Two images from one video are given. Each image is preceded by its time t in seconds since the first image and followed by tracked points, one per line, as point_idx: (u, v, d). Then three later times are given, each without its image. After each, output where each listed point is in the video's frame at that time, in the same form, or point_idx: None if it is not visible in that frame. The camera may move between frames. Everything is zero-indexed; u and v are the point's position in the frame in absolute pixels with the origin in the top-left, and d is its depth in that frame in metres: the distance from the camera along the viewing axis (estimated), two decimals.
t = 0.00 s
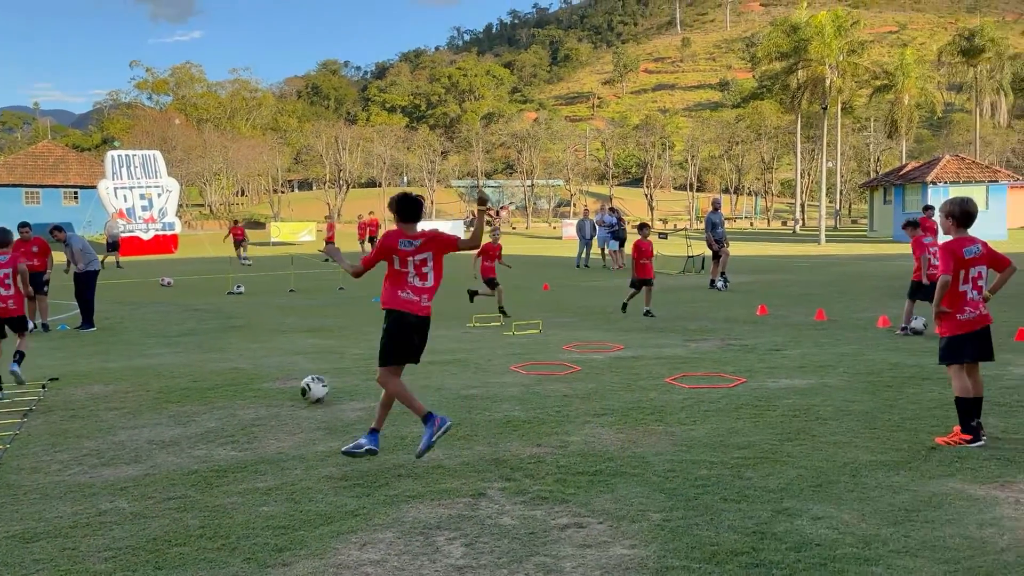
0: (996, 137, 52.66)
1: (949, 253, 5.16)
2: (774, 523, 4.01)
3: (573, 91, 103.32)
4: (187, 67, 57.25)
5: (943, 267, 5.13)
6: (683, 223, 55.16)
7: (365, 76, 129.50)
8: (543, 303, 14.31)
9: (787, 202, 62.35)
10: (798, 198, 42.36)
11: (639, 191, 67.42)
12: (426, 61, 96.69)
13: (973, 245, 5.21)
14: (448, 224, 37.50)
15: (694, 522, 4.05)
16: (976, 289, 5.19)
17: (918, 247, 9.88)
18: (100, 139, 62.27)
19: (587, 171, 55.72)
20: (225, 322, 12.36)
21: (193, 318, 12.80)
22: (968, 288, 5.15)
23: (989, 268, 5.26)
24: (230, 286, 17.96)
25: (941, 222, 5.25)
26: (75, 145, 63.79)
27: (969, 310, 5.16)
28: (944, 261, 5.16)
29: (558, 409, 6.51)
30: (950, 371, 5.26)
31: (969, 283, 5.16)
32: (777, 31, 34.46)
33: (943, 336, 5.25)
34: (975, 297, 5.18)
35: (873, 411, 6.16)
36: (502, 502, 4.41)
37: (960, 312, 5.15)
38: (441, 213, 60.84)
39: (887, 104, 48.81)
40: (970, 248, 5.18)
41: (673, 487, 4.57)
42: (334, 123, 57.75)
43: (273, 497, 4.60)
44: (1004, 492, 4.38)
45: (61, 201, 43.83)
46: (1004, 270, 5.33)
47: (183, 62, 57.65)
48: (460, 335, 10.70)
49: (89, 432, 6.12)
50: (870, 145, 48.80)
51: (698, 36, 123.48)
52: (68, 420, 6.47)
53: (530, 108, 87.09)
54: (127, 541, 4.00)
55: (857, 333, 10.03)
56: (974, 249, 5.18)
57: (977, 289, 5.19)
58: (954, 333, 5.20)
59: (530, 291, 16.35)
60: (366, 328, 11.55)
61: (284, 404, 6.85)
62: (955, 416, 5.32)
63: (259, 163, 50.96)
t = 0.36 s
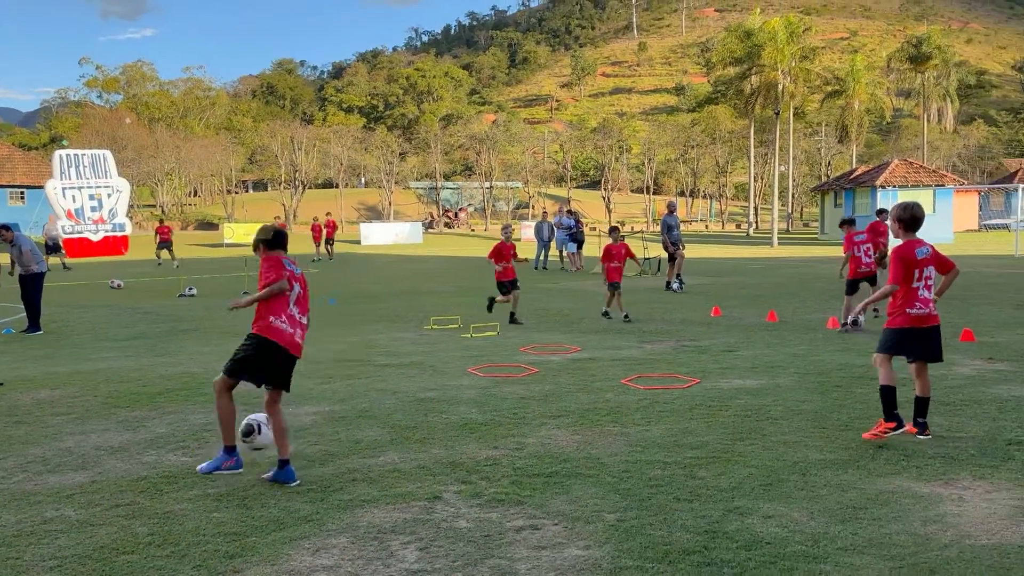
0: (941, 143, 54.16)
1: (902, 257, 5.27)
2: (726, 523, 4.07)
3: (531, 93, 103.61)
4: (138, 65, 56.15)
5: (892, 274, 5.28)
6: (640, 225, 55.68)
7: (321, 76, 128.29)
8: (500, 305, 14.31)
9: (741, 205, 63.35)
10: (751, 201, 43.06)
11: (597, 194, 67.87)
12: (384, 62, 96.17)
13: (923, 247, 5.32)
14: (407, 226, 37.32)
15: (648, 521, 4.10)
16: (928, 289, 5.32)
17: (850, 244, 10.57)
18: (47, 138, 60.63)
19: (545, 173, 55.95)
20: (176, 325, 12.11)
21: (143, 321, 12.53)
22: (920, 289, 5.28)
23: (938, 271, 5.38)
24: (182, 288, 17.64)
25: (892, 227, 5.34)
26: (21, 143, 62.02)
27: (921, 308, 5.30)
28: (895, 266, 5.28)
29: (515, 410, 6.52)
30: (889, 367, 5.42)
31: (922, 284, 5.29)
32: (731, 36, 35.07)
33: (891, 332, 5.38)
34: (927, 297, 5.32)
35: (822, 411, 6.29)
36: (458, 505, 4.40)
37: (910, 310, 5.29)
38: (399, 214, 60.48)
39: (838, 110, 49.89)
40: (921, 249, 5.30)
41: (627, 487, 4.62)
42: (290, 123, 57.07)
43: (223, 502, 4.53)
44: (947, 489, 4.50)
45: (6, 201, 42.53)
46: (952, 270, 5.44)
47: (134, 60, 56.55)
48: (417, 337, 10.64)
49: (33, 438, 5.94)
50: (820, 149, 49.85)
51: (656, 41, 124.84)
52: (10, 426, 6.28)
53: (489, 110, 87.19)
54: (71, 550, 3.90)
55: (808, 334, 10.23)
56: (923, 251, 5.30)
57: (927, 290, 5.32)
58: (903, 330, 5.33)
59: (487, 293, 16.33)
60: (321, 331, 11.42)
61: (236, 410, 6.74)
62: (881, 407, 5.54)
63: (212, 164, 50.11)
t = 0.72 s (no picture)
0: (895, 148, 55.38)
1: (839, 263, 5.39)
2: (682, 522, 4.11)
3: (494, 95, 103.63)
4: (93, 63, 54.98)
5: (834, 281, 5.37)
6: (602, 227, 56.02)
7: (282, 76, 127.00)
8: (462, 308, 14.31)
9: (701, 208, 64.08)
10: (711, 204, 43.60)
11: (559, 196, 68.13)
12: (345, 62, 95.45)
13: (861, 251, 5.43)
14: (369, 228, 37.12)
15: (607, 521, 4.13)
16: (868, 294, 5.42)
17: (805, 252, 10.74)
18: None
19: (508, 176, 56.01)
20: (130, 328, 11.87)
21: (98, 324, 12.27)
22: (860, 296, 5.38)
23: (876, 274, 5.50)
24: (138, 290, 17.32)
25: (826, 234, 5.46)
26: None
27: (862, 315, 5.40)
28: (834, 273, 5.38)
29: (477, 412, 6.52)
30: (839, 373, 5.48)
31: (860, 289, 5.39)
32: (691, 41, 35.44)
33: (835, 339, 5.46)
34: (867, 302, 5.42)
35: (778, 411, 6.39)
36: (418, 509, 4.38)
37: (850, 317, 5.38)
38: (361, 216, 60.07)
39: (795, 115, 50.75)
40: (858, 254, 5.40)
41: (587, 488, 4.64)
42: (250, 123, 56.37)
43: (179, 509, 4.45)
44: (898, 487, 4.61)
45: None
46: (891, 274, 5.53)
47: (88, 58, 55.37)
48: (378, 340, 10.57)
49: None
50: (779, 153, 50.66)
51: (618, 44, 125.75)
52: None
53: (451, 112, 87.05)
54: (21, 559, 3.80)
55: (766, 334, 10.38)
56: (860, 255, 5.40)
57: (867, 294, 5.42)
58: (845, 337, 5.43)
59: (450, 295, 16.26)
60: (280, 334, 11.29)
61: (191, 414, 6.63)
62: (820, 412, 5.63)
63: (170, 164, 49.26)
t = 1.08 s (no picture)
0: (856, 152, 56.42)
1: (772, 268, 5.47)
2: (645, 523, 4.14)
3: (461, 98, 103.45)
4: (50, 61, 53.77)
5: (767, 285, 5.47)
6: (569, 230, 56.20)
7: (245, 76, 125.63)
8: (428, 310, 14.27)
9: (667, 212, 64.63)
10: (676, 207, 43.97)
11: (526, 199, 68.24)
12: (310, 62, 94.62)
13: (791, 253, 5.51)
14: (334, 230, 36.83)
15: (570, 523, 4.14)
16: (800, 296, 5.56)
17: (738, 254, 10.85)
18: None
19: (475, 178, 55.93)
20: (89, 331, 11.65)
21: (55, 328, 12.01)
22: (793, 301, 5.51)
23: (807, 273, 5.63)
24: (97, 293, 16.99)
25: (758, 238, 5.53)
26: None
27: (797, 318, 5.53)
28: (766, 277, 5.48)
29: (442, 416, 6.50)
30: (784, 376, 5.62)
31: (792, 293, 5.53)
32: (656, 46, 35.76)
33: (774, 346, 5.58)
34: (800, 305, 5.56)
35: (739, 412, 6.47)
36: (381, 513, 4.35)
37: (787, 325, 5.51)
38: (326, 218, 59.58)
39: (758, 120, 51.44)
40: (789, 258, 5.49)
41: (550, 490, 4.66)
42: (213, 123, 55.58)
43: (137, 515, 4.37)
44: (855, 486, 4.69)
45: None
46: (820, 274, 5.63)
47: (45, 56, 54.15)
48: (343, 343, 10.50)
49: None
50: (742, 158, 51.32)
51: (584, 48, 126.41)
52: None
53: (418, 114, 86.75)
54: None
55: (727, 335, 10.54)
56: (791, 259, 5.49)
57: (799, 296, 5.57)
58: (784, 342, 5.54)
59: (416, 297, 16.20)
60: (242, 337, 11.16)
61: (151, 418, 6.53)
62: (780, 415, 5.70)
63: (130, 165, 48.36)
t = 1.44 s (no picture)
0: (820, 156, 57.30)
1: (723, 270, 5.55)
2: (613, 523, 4.16)
3: (430, 100, 103.26)
4: (11, 60, 52.81)
5: (719, 287, 5.54)
6: (539, 232, 56.41)
7: (212, 76, 124.48)
8: (397, 313, 14.21)
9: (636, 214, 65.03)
10: (644, 210, 44.26)
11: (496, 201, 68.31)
12: (278, 63, 93.93)
13: (741, 256, 5.64)
14: (302, 232, 36.53)
15: (538, 526, 4.14)
16: (749, 298, 5.65)
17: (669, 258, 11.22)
18: None
19: (445, 180, 55.89)
20: (50, 334, 11.44)
21: (14, 332, 11.75)
22: (742, 303, 5.60)
23: (755, 277, 5.73)
24: (59, 295, 16.68)
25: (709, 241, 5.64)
26: None
27: (746, 321, 5.61)
28: (717, 280, 5.54)
29: (409, 418, 6.47)
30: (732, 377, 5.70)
31: (742, 295, 5.62)
32: (624, 50, 35.73)
33: (724, 348, 5.65)
34: (749, 308, 5.64)
35: (706, 413, 6.51)
36: (347, 517, 4.32)
37: (737, 327, 5.58)
38: (294, 220, 59.17)
39: (724, 124, 52.01)
40: (738, 261, 5.61)
41: (518, 492, 4.66)
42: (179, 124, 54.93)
43: (98, 522, 4.29)
44: (819, 485, 4.75)
45: None
46: (767, 274, 5.72)
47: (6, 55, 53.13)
48: (310, 346, 10.41)
49: None
50: (709, 161, 51.89)
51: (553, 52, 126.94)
52: None
53: (387, 116, 86.46)
54: None
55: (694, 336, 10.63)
56: (740, 263, 5.61)
57: (748, 300, 5.66)
58: (734, 344, 5.61)
59: (385, 300, 16.11)
60: (208, 340, 11.01)
61: (114, 423, 6.41)
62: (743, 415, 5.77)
63: (93, 166, 47.66)
